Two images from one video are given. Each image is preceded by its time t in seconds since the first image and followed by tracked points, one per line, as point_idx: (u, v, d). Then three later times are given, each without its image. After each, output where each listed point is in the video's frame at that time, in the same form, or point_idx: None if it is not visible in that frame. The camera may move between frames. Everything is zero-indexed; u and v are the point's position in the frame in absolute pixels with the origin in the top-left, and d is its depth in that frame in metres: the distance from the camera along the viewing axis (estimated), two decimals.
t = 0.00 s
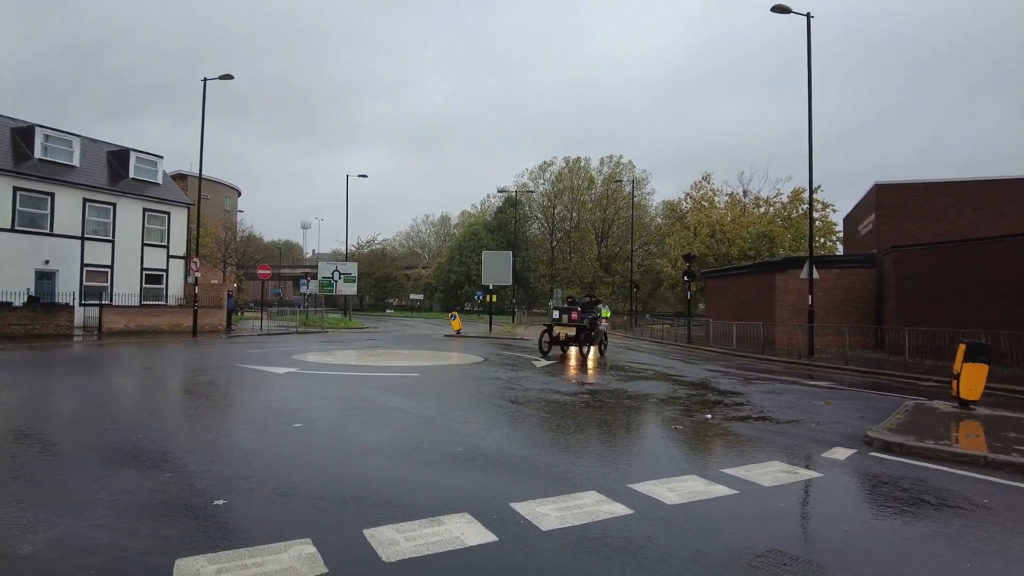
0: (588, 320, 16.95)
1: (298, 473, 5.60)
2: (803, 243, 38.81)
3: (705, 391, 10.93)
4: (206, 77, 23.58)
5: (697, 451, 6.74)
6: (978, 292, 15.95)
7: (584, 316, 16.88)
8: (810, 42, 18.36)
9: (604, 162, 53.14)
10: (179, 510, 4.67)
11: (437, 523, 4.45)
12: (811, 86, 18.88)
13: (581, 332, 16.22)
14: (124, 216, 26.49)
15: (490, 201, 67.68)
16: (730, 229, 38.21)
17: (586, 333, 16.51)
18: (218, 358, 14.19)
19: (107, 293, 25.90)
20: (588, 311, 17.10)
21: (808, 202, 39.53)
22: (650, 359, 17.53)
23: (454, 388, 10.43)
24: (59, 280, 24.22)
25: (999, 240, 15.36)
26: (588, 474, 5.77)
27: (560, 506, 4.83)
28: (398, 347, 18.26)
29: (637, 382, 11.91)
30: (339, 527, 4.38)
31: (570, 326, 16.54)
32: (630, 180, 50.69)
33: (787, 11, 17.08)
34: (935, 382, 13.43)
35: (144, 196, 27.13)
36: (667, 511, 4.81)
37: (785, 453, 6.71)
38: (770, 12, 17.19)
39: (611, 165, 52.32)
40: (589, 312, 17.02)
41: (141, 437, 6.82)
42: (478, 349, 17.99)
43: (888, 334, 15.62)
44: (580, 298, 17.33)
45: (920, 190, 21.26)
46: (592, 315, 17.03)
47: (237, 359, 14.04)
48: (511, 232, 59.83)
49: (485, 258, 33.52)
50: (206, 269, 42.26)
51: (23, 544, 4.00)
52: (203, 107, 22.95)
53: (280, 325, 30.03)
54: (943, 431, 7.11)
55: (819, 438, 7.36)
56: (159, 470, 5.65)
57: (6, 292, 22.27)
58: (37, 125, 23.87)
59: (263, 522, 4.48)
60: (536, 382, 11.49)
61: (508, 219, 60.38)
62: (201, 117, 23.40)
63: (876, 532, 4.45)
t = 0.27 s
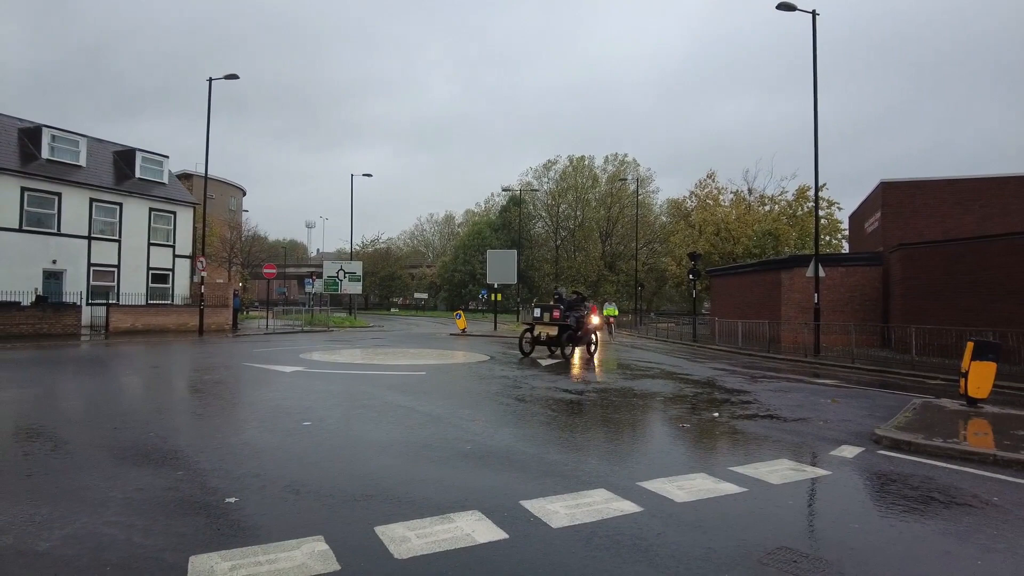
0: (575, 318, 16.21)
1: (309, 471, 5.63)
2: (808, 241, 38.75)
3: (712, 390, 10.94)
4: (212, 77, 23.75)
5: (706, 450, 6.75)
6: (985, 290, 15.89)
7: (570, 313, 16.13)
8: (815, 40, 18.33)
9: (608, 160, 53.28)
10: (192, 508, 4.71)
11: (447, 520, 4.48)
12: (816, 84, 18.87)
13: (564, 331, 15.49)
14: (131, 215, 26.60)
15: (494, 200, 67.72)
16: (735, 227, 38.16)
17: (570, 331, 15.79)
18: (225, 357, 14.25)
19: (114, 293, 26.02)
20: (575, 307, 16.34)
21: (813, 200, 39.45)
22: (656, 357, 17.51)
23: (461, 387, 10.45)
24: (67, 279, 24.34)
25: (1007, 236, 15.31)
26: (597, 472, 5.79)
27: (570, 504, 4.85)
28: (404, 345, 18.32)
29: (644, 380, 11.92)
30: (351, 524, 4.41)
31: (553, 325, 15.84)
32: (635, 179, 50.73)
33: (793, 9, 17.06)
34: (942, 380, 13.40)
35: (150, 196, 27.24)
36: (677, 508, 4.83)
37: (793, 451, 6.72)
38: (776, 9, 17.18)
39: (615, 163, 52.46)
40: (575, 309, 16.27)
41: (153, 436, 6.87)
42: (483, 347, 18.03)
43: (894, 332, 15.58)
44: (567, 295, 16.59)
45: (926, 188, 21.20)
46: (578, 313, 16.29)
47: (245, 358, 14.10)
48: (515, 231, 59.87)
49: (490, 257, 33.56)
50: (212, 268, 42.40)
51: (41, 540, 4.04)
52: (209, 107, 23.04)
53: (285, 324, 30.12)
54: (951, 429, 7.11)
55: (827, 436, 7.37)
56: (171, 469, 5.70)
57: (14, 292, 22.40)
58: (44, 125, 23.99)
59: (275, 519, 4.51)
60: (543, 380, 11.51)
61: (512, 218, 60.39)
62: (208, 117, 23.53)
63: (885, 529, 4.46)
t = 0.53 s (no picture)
0: (558, 318, 15.49)
1: (324, 469, 5.69)
2: (820, 239, 38.53)
3: (724, 388, 10.92)
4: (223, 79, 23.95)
5: (719, 448, 6.75)
6: (999, 287, 15.74)
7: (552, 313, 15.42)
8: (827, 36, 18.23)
9: (617, 158, 53.22)
10: (211, 505, 4.78)
11: (463, 518, 4.51)
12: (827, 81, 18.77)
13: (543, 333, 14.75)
14: (143, 216, 26.84)
15: (503, 199, 67.77)
16: (746, 225, 37.99)
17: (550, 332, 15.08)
18: (239, 356, 14.38)
19: (127, 293, 26.28)
20: (559, 306, 15.58)
21: (825, 197, 39.18)
22: (667, 356, 17.49)
23: (473, 386, 10.48)
24: (81, 279, 24.61)
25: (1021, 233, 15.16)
26: (610, 470, 5.81)
27: (585, 502, 4.88)
28: (415, 344, 18.39)
29: (655, 379, 11.91)
30: (367, 521, 4.46)
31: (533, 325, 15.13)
32: (644, 177, 50.63)
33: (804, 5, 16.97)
34: (957, 379, 13.29)
35: (162, 196, 27.48)
36: (691, 506, 4.85)
37: (806, 449, 6.71)
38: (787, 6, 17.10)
39: (625, 162, 52.41)
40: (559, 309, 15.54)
41: (169, 434, 6.95)
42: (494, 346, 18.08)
43: (907, 330, 15.47)
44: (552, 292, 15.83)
45: (939, 185, 21.01)
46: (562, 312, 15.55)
47: (258, 357, 14.22)
48: (524, 230, 59.87)
49: (500, 257, 33.59)
50: (223, 268, 42.70)
51: (65, 536, 4.12)
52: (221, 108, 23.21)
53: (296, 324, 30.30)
54: (966, 428, 7.06)
55: (841, 435, 7.35)
56: (188, 466, 5.77)
57: (29, 292, 22.68)
58: (58, 127, 24.25)
59: (293, 516, 4.57)
60: (555, 379, 11.53)
61: (521, 217, 60.38)
62: (219, 119, 23.72)
63: (901, 527, 4.46)
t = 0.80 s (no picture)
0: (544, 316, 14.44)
1: (347, 466, 5.76)
2: (839, 236, 38.11)
3: (743, 387, 10.84)
4: (241, 80, 24.26)
5: (738, 446, 6.73)
6: None
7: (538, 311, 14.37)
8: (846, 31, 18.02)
9: (633, 156, 53.02)
10: (237, 500, 4.87)
11: (485, 514, 4.55)
12: (847, 76, 18.56)
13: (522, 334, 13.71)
14: (163, 217, 27.24)
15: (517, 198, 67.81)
16: (763, 222, 37.68)
17: (531, 332, 14.06)
18: (258, 355, 14.56)
19: (148, 293, 26.69)
20: (546, 304, 14.51)
21: (844, 193, 38.72)
22: (685, 354, 17.40)
23: (491, 384, 10.51)
24: (103, 280, 25.02)
25: None
26: (630, 468, 5.82)
27: (605, 498, 4.90)
28: (431, 343, 18.48)
29: (672, 377, 11.87)
30: (391, 518, 4.50)
31: (513, 323, 14.10)
32: (660, 174, 50.45)
33: None
34: (981, 377, 13.09)
35: (182, 197, 27.88)
36: (711, 503, 4.85)
37: (826, 447, 6.66)
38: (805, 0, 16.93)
39: (640, 159, 52.18)
40: (545, 307, 14.48)
41: (193, 431, 7.07)
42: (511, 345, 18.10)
43: (929, 327, 15.25)
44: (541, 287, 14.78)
45: (961, 180, 20.69)
46: (548, 310, 14.48)
47: (277, 356, 14.38)
48: (540, 229, 59.82)
49: (515, 256, 33.61)
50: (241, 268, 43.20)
51: (96, 529, 4.21)
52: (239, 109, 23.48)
53: (314, 323, 30.57)
54: (992, 426, 6.96)
55: (862, 433, 7.28)
56: (213, 463, 5.87)
57: (53, 292, 23.13)
58: (80, 130, 24.68)
59: (316, 511, 4.64)
60: (573, 377, 11.53)
61: (536, 215, 60.35)
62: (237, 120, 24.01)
63: (925, 525, 4.42)
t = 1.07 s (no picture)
0: (528, 314, 13.47)
1: (376, 461, 5.85)
2: (867, 232, 37.39)
3: (770, 384, 10.73)
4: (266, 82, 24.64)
5: (766, 444, 6.67)
6: None
7: (521, 308, 13.40)
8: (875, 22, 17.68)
9: (656, 152, 52.64)
10: (271, 494, 4.97)
11: (514, 509, 4.60)
12: (875, 69, 18.21)
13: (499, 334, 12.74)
14: (192, 217, 27.79)
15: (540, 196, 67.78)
16: (790, 219, 37.14)
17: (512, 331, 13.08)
18: (286, 353, 14.80)
19: (178, 292, 27.26)
20: (531, 301, 13.52)
21: (872, 188, 37.97)
22: (711, 352, 17.25)
23: (515, 382, 10.56)
24: (134, 280, 25.62)
25: None
26: (657, 465, 5.82)
27: (633, 495, 4.91)
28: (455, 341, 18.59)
29: (698, 375, 11.78)
30: (420, 512, 4.56)
31: (492, 321, 13.13)
32: (684, 171, 50.05)
33: None
34: (1017, 375, 12.77)
35: (209, 198, 28.43)
36: (741, 501, 4.82)
37: (857, 445, 6.57)
38: None
39: (663, 156, 51.74)
40: (529, 304, 13.48)
41: (225, 427, 7.23)
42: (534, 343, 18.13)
43: (962, 324, 14.92)
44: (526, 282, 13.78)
45: (995, 174, 20.19)
46: (532, 308, 13.47)
47: (304, 353, 14.61)
48: (562, 227, 59.65)
49: (538, 254, 33.61)
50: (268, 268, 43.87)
51: (137, 521, 4.33)
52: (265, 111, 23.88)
53: (339, 322, 30.95)
54: None
55: (894, 431, 7.17)
56: (245, 458, 5.99)
57: (87, 292, 23.76)
58: (112, 133, 25.29)
59: (348, 505, 4.73)
60: (598, 375, 11.52)
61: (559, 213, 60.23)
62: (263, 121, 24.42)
63: (960, 524, 4.36)
